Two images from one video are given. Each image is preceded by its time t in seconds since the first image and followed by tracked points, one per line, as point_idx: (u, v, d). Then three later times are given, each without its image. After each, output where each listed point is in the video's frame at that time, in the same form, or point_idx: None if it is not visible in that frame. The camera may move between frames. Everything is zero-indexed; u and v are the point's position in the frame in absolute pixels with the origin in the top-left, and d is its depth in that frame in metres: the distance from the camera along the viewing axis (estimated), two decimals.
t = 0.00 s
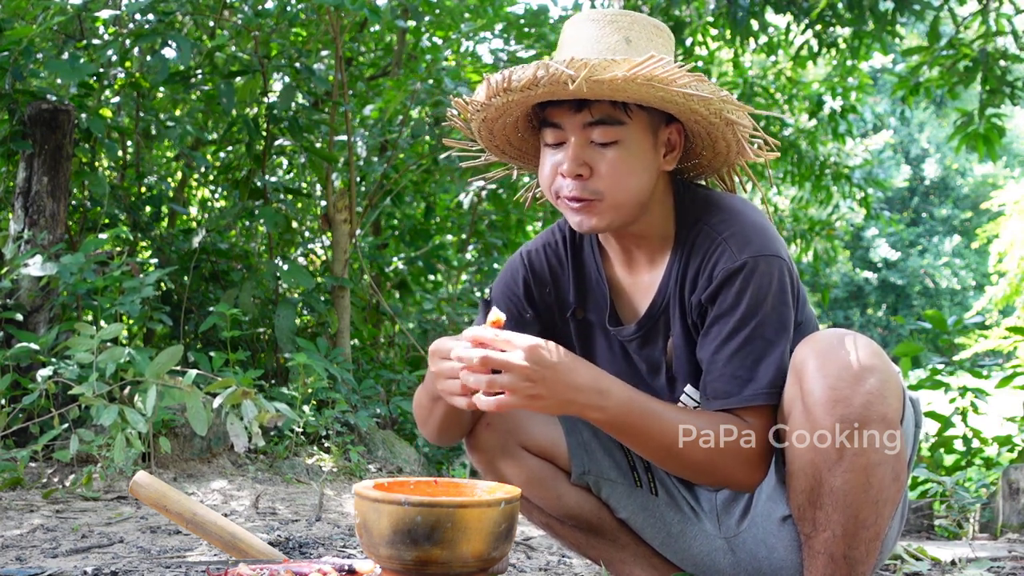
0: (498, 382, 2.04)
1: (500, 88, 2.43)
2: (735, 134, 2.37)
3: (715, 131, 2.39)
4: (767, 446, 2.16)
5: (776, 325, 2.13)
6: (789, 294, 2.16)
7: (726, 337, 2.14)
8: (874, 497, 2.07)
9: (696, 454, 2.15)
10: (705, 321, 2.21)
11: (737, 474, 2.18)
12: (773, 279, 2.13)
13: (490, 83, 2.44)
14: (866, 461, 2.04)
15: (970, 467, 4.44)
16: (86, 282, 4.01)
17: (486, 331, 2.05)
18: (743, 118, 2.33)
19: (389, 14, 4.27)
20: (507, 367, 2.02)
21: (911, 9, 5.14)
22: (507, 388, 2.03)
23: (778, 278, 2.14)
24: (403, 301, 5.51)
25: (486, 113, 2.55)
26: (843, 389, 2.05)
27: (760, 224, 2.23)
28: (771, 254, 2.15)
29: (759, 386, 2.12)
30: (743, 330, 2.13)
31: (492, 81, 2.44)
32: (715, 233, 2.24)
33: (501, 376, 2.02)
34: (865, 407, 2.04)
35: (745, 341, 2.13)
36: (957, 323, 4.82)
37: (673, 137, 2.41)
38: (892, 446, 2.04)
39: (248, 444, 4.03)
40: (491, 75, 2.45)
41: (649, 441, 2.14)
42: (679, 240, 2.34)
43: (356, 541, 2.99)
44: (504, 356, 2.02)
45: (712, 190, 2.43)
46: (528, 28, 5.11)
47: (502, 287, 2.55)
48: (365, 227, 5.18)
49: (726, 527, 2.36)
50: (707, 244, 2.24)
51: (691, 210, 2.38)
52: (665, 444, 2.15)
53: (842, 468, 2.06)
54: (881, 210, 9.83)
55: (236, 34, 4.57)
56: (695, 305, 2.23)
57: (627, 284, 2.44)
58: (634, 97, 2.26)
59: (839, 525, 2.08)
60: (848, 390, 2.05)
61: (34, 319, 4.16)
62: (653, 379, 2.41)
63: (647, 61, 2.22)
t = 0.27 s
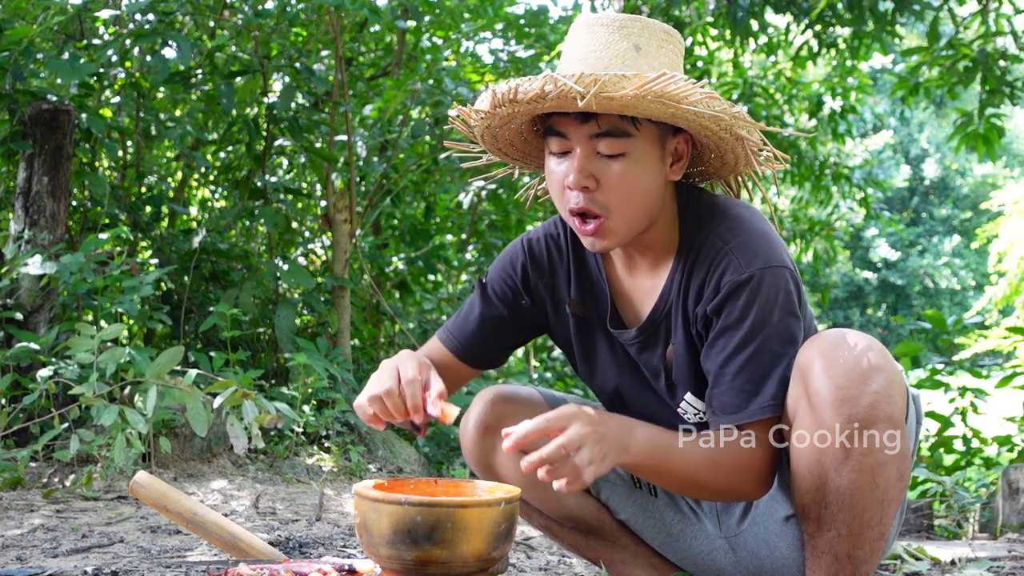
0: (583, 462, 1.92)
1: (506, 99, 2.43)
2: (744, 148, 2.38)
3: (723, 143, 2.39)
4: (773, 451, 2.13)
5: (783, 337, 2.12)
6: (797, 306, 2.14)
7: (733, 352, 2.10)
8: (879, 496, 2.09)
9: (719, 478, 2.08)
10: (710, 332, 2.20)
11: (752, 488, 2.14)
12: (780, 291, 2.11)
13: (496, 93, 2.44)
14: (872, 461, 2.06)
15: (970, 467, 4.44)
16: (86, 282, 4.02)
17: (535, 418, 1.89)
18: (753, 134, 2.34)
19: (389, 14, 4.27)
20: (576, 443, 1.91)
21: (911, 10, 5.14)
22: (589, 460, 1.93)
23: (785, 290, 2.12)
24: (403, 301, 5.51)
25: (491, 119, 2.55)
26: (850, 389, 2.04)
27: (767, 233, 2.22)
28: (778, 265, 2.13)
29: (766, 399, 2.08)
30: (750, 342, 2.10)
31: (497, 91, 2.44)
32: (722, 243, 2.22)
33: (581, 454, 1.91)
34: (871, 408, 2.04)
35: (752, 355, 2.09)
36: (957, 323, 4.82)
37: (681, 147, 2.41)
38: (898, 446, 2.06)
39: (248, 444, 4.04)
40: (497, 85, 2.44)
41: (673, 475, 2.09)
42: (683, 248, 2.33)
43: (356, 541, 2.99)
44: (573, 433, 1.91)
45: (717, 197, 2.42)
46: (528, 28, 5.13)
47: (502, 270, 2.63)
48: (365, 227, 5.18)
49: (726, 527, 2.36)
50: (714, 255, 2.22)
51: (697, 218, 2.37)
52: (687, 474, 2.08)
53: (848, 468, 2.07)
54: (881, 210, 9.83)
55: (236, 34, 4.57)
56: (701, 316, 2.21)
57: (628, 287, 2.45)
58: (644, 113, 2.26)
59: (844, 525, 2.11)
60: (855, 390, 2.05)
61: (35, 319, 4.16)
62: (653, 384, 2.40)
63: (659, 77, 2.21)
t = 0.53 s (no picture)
0: (569, 507, 1.91)
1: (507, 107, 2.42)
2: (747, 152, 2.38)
3: (727, 147, 2.39)
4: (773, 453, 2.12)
5: (786, 342, 2.12)
6: (800, 310, 2.14)
7: (736, 356, 2.10)
8: (879, 496, 2.10)
9: (717, 488, 2.08)
10: (712, 337, 2.19)
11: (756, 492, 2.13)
12: (783, 297, 2.11)
13: (497, 101, 2.43)
14: (872, 460, 2.06)
15: (970, 467, 4.43)
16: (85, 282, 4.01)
17: (508, 472, 1.87)
18: (757, 140, 2.33)
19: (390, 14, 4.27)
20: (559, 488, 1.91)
21: (911, 9, 5.14)
22: (573, 499, 1.93)
23: (789, 296, 2.12)
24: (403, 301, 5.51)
25: (492, 125, 2.55)
26: (849, 389, 2.04)
27: (769, 236, 2.21)
28: (780, 270, 2.13)
29: (767, 403, 2.08)
30: (752, 348, 2.09)
31: (499, 100, 2.43)
32: (724, 247, 2.22)
33: (565, 497, 1.91)
34: (871, 407, 2.04)
35: (755, 360, 2.09)
36: (957, 323, 4.82)
37: (684, 149, 2.41)
38: (897, 445, 2.07)
39: (248, 444, 4.04)
40: (499, 94, 2.44)
41: (671, 493, 2.08)
42: (684, 252, 2.33)
43: (356, 541, 2.99)
44: (555, 478, 1.89)
45: (720, 199, 2.42)
46: (528, 28, 5.13)
47: (511, 246, 2.63)
48: (365, 227, 5.18)
49: (726, 526, 2.41)
50: (716, 258, 2.22)
51: (699, 221, 2.37)
52: (686, 490, 2.07)
53: (848, 467, 2.07)
54: (881, 210, 9.83)
55: (236, 34, 4.57)
56: (703, 319, 2.21)
57: (634, 288, 2.46)
58: (647, 121, 2.25)
59: (844, 524, 2.11)
60: (855, 390, 2.05)
61: (34, 319, 4.16)
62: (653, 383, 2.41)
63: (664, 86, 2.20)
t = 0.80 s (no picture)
0: (572, 504, 1.92)
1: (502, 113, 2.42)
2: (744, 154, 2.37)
3: (723, 149, 2.38)
4: (775, 453, 2.12)
5: (786, 344, 2.11)
6: (799, 312, 2.14)
7: (736, 358, 2.09)
8: (881, 495, 2.10)
9: (719, 488, 2.08)
10: (711, 338, 2.19)
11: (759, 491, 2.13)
12: (782, 298, 2.10)
13: (491, 108, 2.43)
14: (875, 461, 2.06)
15: (970, 467, 4.43)
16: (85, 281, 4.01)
17: (509, 473, 1.88)
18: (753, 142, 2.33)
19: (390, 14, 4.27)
20: (560, 487, 1.92)
21: (911, 9, 5.14)
22: (576, 495, 1.93)
23: (788, 297, 2.11)
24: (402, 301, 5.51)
25: (487, 131, 2.55)
26: (853, 389, 2.04)
27: (768, 237, 2.21)
28: (780, 271, 2.12)
29: (769, 405, 2.08)
30: (752, 349, 2.09)
31: (493, 107, 2.43)
32: (723, 247, 2.22)
33: (568, 494, 1.91)
34: (874, 407, 2.04)
35: (754, 362, 2.08)
36: (957, 323, 4.82)
37: (681, 151, 2.41)
38: (900, 446, 2.07)
39: (248, 444, 4.04)
40: (493, 100, 2.44)
41: (672, 493, 2.08)
42: (683, 252, 2.33)
43: (356, 541, 2.99)
44: (555, 477, 1.90)
45: (719, 200, 2.41)
46: (528, 28, 5.13)
47: (509, 243, 2.64)
48: (365, 227, 5.18)
49: (726, 526, 2.40)
50: (715, 259, 2.22)
51: (697, 222, 2.37)
52: (688, 489, 2.07)
53: (851, 467, 2.07)
54: (881, 210, 9.83)
55: (236, 34, 4.57)
56: (703, 321, 2.21)
57: (633, 289, 2.45)
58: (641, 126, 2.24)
59: (846, 524, 2.11)
60: (859, 390, 2.05)
61: (34, 319, 4.16)
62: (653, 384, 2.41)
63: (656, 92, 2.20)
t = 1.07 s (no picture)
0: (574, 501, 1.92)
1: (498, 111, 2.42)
2: (741, 149, 2.37)
3: (720, 145, 2.38)
4: (774, 452, 2.11)
5: (786, 340, 2.11)
6: (799, 308, 2.13)
7: (735, 356, 2.09)
8: (881, 496, 2.10)
9: (718, 486, 2.08)
10: (712, 336, 2.19)
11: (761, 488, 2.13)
12: (782, 294, 2.10)
13: (488, 105, 2.43)
14: (874, 461, 2.06)
15: (970, 467, 4.43)
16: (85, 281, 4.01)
17: (507, 475, 1.89)
18: (749, 135, 2.32)
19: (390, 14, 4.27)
20: (559, 485, 1.92)
21: (911, 9, 5.13)
22: (579, 492, 1.93)
23: (788, 293, 2.11)
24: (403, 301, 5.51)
25: (484, 130, 2.55)
26: (853, 389, 2.04)
27: (769, 235, 2.21)
28: (780, 268, 2.12)
29: (769, 403, 2.07)
30: (752, 346, 2.08)
31: (489, 104, 2.43)
32: (723, 246, 2.22)
33: (569, 491, 1.92)
34: (874, 407, 2.04)
35: (755, 359, 2.08)
36: (957, 322, 4.83)
37: (678, 147, 2.42)
38: (900, 445, 2.07)
39: (248, 444, 4.04)
40: (489, 98, 2.44)
41: (670, 490, 2.07)
42: (683, 251, 2.33)
43: (356, 541, 2.99)
44: (553, 475, 1.90)
45: (720, 198, 2.41)
46: (528, 28, 5.14)
47: (514, 242, 2.65)
48: (365, 227, 5.18)
49: (726, 526, 2.41)
50: (715, 258, 2.22)
51: (698, 220, 2.37)
52: (687, 486, 2.07)
53: (851, 467, 2.06)
54: (881, 210, 9.83)
55: (236, 34, 4.57)
56: (703, 318, 2.21)
57: (635, 288, 2.46)
58: (636, 120, 2.24)
59: (846, 524, 2.11)
60: (858, 390, 2.04)
61: (35, 319, 4.16)
62: (654, 382, 2.42)
63: (650, 84, 2.19)
